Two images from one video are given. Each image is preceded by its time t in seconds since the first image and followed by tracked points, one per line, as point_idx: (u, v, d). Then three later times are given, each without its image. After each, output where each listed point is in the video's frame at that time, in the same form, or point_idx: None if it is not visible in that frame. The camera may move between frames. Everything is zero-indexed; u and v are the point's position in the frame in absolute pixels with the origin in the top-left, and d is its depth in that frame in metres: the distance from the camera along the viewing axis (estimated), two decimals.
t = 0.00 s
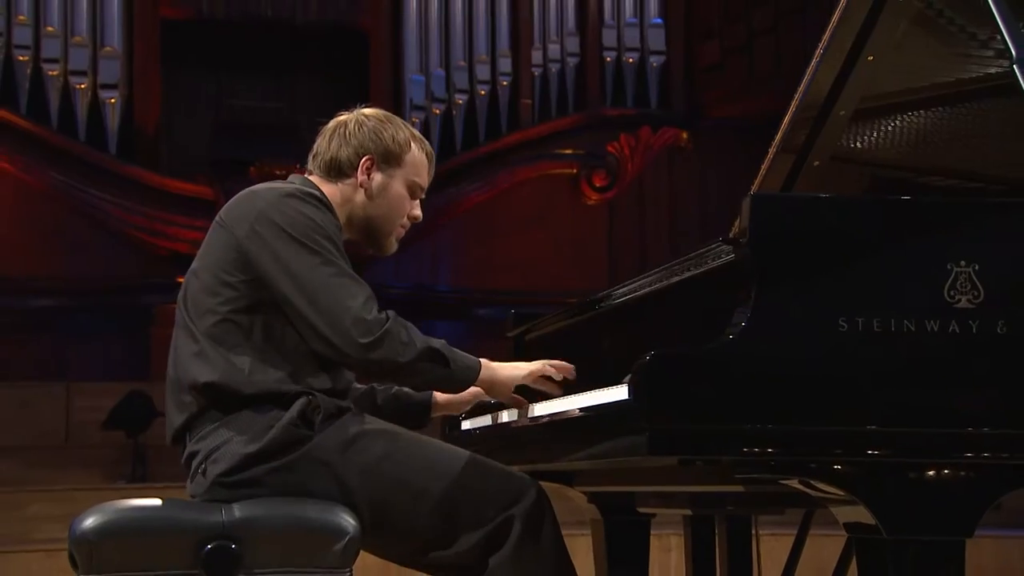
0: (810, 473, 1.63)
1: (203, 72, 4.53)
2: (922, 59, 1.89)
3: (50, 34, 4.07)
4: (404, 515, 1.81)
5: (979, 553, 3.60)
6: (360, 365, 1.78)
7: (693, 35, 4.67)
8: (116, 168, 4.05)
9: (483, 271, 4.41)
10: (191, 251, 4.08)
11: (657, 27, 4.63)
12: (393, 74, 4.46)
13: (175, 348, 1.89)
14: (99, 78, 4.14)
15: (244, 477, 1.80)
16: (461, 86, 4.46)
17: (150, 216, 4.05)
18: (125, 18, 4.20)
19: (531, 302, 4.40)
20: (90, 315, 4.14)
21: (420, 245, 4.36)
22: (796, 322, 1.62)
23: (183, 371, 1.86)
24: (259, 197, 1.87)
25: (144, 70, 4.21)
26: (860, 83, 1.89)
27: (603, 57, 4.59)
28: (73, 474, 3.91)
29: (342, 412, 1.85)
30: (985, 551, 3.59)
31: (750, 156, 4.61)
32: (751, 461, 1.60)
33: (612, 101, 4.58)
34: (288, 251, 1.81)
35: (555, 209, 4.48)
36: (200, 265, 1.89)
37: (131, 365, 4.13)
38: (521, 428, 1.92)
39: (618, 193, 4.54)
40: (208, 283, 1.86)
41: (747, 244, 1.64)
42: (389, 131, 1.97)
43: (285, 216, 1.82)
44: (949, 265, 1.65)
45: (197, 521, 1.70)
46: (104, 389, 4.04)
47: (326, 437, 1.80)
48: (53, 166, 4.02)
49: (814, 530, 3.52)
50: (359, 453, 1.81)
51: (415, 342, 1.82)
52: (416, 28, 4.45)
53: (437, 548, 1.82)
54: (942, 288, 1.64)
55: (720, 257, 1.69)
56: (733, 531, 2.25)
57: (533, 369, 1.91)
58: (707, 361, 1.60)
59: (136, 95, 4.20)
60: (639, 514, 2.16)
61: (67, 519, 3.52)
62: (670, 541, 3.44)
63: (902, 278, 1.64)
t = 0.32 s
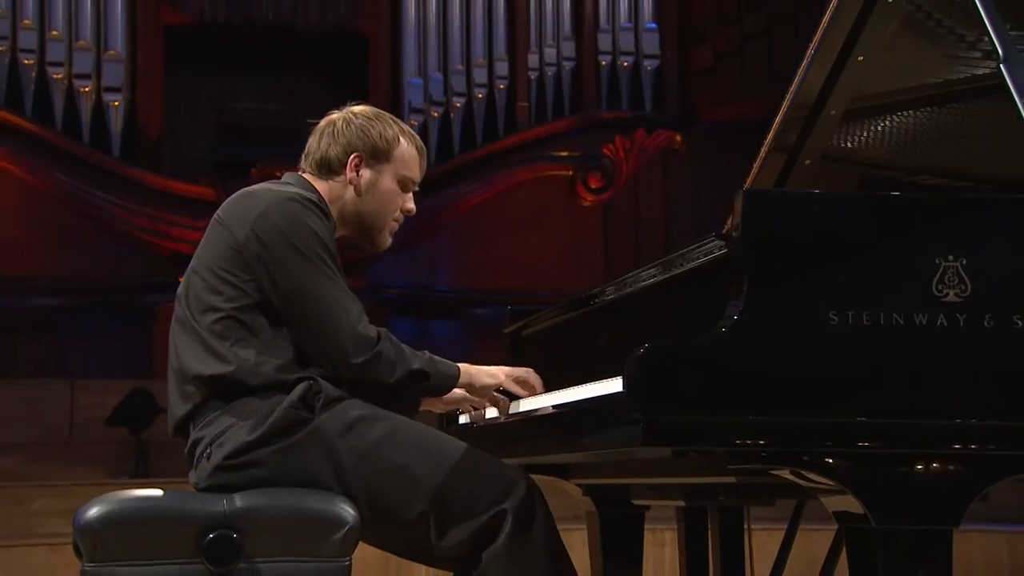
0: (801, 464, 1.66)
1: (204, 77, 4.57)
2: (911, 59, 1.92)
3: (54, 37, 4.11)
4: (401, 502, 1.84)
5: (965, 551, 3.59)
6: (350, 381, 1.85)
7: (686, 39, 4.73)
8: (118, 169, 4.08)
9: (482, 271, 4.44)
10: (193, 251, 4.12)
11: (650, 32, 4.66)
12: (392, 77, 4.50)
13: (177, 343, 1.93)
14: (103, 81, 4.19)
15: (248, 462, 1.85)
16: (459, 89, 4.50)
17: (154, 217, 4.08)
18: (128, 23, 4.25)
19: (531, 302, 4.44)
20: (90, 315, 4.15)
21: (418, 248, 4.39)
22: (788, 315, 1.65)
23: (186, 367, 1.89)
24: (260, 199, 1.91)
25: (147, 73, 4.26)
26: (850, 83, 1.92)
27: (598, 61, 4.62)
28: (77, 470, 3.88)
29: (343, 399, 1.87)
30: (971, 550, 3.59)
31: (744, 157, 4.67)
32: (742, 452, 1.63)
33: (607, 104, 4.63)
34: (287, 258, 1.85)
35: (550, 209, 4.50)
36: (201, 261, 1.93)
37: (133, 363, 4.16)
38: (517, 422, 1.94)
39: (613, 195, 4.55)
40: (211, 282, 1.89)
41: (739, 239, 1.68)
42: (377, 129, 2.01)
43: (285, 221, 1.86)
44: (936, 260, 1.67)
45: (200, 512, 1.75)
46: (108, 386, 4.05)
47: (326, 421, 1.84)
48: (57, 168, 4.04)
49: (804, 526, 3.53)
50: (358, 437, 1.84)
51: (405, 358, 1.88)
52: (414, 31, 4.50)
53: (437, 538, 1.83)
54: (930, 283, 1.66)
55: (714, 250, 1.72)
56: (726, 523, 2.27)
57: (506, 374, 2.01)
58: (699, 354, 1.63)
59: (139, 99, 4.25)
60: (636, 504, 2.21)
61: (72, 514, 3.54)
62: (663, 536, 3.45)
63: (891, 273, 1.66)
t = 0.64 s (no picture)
0: (777, 455, 1.69)
1: (192, 80, 4.58)
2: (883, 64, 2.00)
3: (45, 40, 4.12)
4: (385, 504, 1.87)
5: (938, 544, 3.64)
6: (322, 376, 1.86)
7: (667, 44, 4.76)
8: (106, 169, 4.10)
9: (468, 271, 4.48)
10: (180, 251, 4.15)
11: (632, 37, 4.69)
12: (378, 79, 4.52)
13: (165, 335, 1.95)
14: (92, 83, 4.18)
15: (234, 463, 1.87)
16: (445, 93, 4.51)
17: (142, 217, 4.11)
18: (117, 25, 4.26)
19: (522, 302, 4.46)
20: (84, 315, 4.18)
21: (403, 250, 4.42)
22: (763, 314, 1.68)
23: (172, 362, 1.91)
24: (247, 189, 1.92)
25: (136, 75, 4.28)
26: (824, 84, 1.97)
27: (581, 66, 4.64)
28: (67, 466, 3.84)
29: (329, 403, 1.90)
30: (944, 543, 3.64)
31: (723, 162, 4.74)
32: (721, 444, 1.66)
33: (591, 108, 4.64)
34: (271, 250, 1.87)
35: (532, 210, 4.55)
36: (189, 252, 1.94)
37: (120, 364, 4.18)
38: (501, 415, 1.98)
39: (596, 197, 4.61)
40: (197, 274, 1.91)
41: (717, 236, 1.71)
42: (366, 108, 2.04)
43: (270, 213, 1.88)
44: (908, 256, 1.71)
45: (186, 503, 1.79)
46: (97, 384, 4.03)
47: (313, 425, 1.87)
48: (46, 169, 4.05)
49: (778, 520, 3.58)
50: (343, 442, 1.87)
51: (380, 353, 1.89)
52: (399, 33, 4.50)
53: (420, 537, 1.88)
54: (903, 277, 1.70)
55: (692, 246, 1.76)
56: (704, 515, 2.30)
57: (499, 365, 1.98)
58: (679, 346, 1.66)
59: (128, 101, 4.28)
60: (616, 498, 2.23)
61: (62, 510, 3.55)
62: (644, 530, 3.48)
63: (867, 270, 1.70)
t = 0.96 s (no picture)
0: (748, 446, 1.73)
1: (176, 79, 4.60)
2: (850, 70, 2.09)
3: (28, 43, 4.08)
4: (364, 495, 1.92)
5: (904, 538, 3.95)
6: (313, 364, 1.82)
7: (644, 47, 4.76)
8: (89, 171, 3.98)
9: (449, 272, 4.42)
10: (164, 252, 4.03)
11: (609, 43, 4.69)
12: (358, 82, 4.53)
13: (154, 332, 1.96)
14: (76, 85, 4.15)
15: (206, 470, 1.89)
16: (424, 96, 4.52)
17: (124, 217, 3.99)
18: (102, 26, 4.21)
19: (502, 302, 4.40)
20: (71, 314, 3.95)
21: (382, 251, 4.38)
22: (734, 308, 1.72)
23: (161, 361, 1.92)
24: (233, 176, 1.91)
25: (120, 79, 4.22)
26: (796, 86, 2.04)
27: (559, 71, 4.64)
28: (48, 466, 3.82)
29: (310, 406, 1.93)
30: (909, 536, 3.95)
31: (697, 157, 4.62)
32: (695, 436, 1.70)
33: (568, 112, 4.61)
34: (254, 238, 1.85)
35: (510, 211, 4.49)
36: (179, 243, 1.95)
37: (102, 361, 3.96)
38: (480, 408, 2.01)
39: (574, 199, 4.53)
40: (185, 268, 1.91)
41: (688, 231, 1.75)
42: (363, 90, 2.09)
43: (254, 200, 1.86)
44: (875, 253, 1.76)
45: (165, 496, 1.80)
46: (80, 383, 3.94)
47: (289, 435, 1.89)
48: (28, 169, 3.93)
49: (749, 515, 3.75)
50: (320, 448, 1.90)
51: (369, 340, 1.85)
52: (379, 42, 4.52)
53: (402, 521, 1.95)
54: (870, 274, 1.75)
55: (667, 244, 1.79)
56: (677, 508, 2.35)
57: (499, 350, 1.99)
58: (652, 339, 1.70)
59: (112, 106, 4.21)
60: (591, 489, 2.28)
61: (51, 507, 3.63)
62: (619, 525, 3.68)
63: (834, 266, 1.74)
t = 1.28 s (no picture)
0: (728, 438, 1.78)
1: (165, 83, 4.59)
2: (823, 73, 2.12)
3: (20, 46, 4.09)
4: (350, 494, 1.95)
5: (880, 533, 4.05)
6: (305, 343, 1.79)
7: (627, 54, 4.82)
8: (82, 173, 4.02)
9: (436, 273, 4.44)
10: (155, 253, 4.06)
11: (593, 49, 4.77)
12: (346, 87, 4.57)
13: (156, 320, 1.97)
14: (68, 88, 4.14)
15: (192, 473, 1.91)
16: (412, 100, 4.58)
17: (115, 218, 4.02)
18: (93, 27, 4.23)
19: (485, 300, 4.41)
20: (65, 314, 3.96)
21: (368, 255, 4.37)
22: (715, 303, 1.76)
23: (162, 349, 1.94)
24: (242, 165, 1.93)
25: (111, 82, 4.25)
26: (773, 88, 2.11)
27: (544, 76, 4.71)
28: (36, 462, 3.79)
29: (300, 408, 1.95)
30: (885, 531, 4.05)
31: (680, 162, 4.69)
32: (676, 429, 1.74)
33: (552, 116, 4.67)
34: (255, 223, 1.85)
35: (497, 214, 4.54)
36: (185, 229, 1.97)
37: (97, 359, 3.96)
38: (465, 403, 2.05)
39: (558, 202, 4.59)
40: (190, 256, 1.93)
41: (668, 228, 1.79)
42: (379, 84, 2.13)
43: (258, 186, 1.87)
44: (850, 250, 1.80)
45: (155, 489, 1.82)
46: (73, 381, 3.92)
47: (275, 441, 1.91)
48: (18, 171, 3.95)
49: (728, 509, 3.80)
50: (308, 453, 1.92)
51: (363, 318, 1.80)
52: (367, 46, 4.57)
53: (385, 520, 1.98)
54: (845, 271, 1.79)
55: (647, 240, 1.83)
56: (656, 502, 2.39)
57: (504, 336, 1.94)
58: (635, 334, 1.73)
59: (103, 108, 4.23)
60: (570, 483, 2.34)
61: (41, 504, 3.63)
62: (601, 520, 3.74)
63: (811, 261, 1.79)
